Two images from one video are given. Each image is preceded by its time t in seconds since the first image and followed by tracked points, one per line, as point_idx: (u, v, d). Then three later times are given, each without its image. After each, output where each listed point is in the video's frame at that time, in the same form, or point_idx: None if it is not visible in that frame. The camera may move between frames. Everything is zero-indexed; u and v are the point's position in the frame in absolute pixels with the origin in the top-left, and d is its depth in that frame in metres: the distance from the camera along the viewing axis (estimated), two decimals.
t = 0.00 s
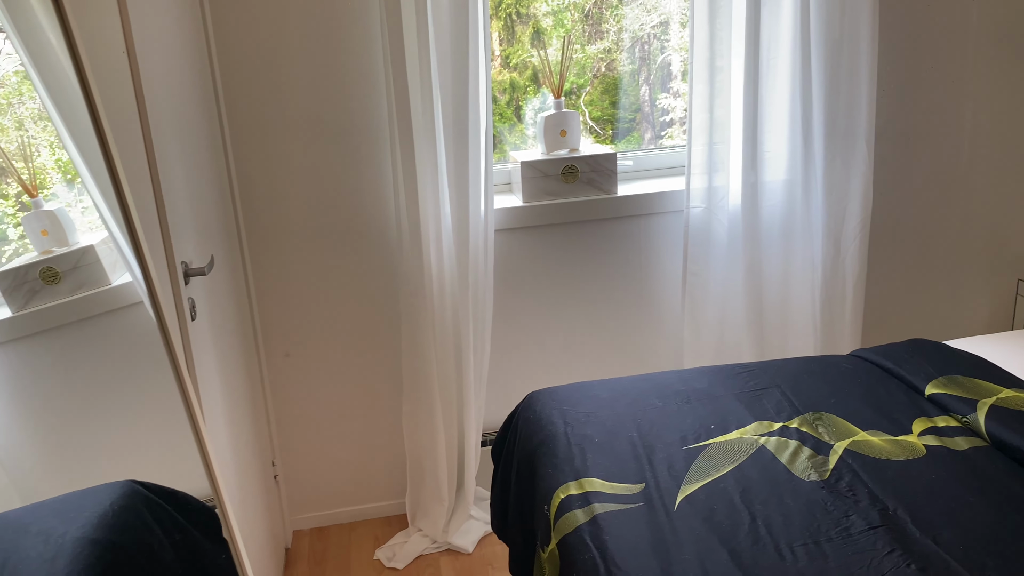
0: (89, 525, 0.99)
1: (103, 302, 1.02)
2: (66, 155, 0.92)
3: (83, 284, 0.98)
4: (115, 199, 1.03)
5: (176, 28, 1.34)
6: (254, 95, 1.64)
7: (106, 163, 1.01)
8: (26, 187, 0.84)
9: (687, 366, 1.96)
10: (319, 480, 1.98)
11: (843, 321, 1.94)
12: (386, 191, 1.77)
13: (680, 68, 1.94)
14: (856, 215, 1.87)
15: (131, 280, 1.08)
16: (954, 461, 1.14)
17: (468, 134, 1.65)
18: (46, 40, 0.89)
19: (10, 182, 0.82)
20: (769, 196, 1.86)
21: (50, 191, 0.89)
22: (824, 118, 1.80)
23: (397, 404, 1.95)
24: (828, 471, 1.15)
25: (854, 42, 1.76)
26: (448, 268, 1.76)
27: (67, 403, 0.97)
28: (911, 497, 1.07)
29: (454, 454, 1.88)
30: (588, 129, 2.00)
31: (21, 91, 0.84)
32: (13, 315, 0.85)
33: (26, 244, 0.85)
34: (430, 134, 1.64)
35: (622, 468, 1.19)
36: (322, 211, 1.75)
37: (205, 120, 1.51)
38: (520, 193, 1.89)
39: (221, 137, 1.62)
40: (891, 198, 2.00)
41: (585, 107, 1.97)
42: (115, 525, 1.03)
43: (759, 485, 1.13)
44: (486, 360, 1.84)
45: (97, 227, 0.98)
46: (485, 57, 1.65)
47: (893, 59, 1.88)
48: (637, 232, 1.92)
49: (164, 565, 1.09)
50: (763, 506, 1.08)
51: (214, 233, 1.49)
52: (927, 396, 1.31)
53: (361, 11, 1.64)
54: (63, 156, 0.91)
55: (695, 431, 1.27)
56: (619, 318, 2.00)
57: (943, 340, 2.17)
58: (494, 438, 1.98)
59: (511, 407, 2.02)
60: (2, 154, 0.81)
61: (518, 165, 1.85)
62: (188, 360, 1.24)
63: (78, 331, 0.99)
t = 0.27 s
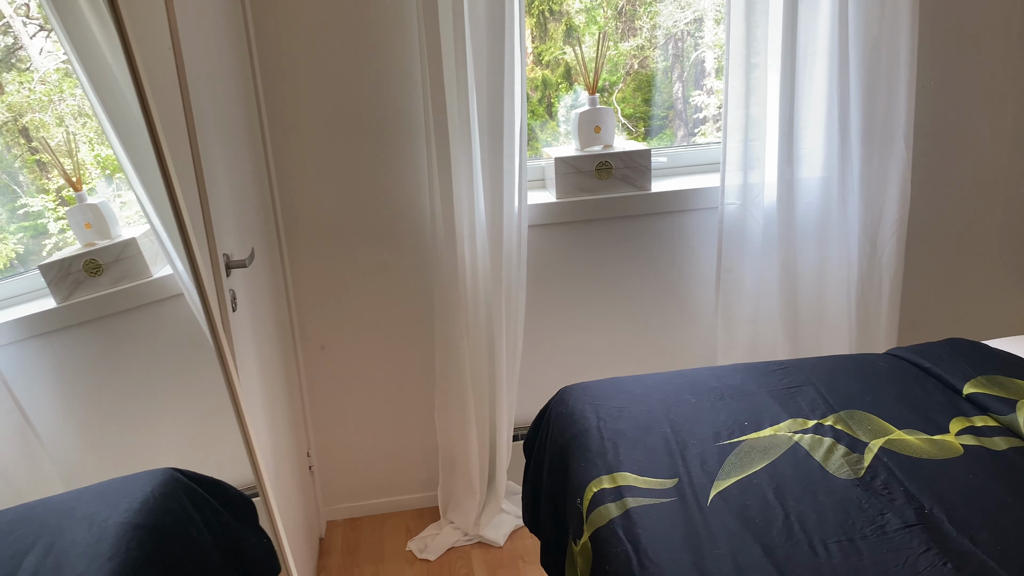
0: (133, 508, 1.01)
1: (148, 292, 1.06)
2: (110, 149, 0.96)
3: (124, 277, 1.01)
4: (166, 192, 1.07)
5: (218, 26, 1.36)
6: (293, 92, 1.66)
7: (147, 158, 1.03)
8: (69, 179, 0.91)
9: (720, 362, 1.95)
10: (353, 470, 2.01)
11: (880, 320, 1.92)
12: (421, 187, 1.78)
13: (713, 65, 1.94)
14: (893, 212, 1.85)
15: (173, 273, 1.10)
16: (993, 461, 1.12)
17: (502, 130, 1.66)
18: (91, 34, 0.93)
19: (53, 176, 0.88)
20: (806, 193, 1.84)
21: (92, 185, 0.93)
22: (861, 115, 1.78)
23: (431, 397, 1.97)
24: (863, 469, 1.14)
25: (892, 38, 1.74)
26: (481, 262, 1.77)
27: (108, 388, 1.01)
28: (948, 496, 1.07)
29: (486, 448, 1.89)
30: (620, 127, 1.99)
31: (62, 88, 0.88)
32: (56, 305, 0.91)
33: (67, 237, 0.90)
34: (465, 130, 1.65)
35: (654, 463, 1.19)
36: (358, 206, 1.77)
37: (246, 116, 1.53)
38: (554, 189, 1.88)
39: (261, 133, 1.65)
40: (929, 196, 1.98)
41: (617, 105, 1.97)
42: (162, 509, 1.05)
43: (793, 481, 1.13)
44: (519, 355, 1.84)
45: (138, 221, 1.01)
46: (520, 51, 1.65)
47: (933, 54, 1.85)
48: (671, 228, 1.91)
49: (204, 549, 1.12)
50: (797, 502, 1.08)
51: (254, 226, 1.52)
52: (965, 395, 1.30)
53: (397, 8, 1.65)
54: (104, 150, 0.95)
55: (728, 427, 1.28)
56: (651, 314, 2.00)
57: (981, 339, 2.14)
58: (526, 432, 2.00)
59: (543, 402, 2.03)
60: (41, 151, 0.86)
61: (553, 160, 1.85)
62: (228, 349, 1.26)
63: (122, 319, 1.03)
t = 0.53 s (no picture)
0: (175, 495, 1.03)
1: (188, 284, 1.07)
2: (148, 144, 0.97)
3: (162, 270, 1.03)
4: (213, 186, 1.07)
5: (258, 21, 1.37)
6: (330, 87, 1.67)
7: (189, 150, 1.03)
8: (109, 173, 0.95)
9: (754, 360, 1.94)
10: (387, 462, 2.03)
11: (919, 318, 1.90)
12: (456, 182, 1.79)
13: (748, 62, 1.92)
14: (934, 210, 1.82)
15: (212, 265, 1.10)
16: None
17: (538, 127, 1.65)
18: (134, 32, 0.94)
19: (92, 170, 0.93)
20: (844, 190, 1.82)
21: (132, 178, 0.96)
22: (902, 112, 1.76)
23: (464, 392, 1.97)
24: (902, 468, 1.13)
25: (936, 33, 1.70)
26: (515, 257, 1.76)
27: (146, 377, 1.04)
28: (990, 498, 1.05)
29: (518, 443, 1.89)
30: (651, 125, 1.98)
31: (100, 85, 0.91)
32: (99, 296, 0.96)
33: (105, 230, 0.95)
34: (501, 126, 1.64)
35: (690, 459, 1.19)
36: (393, 201, 1.78)
37: (285, 112, 1.54)
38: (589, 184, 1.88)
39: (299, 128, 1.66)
40: (970, 193, 1.95)
41: (650, 102, 1.95)
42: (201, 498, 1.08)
43: (830, 479, 1.12)
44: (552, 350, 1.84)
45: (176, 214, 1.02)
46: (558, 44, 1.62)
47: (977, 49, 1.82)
48: (707, 225, 1.90)
49: (246, 539, 1.13)
50: (834, 500, 1.07)
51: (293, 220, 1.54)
52: (1007, 395, 1.29)
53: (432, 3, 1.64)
54: (143, 146, 0.96)
55: (764, 425, 1.27)
56: (686, 311, 1.99)
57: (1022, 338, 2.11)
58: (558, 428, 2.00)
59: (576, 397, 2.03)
60: (81, 145, 0.92)
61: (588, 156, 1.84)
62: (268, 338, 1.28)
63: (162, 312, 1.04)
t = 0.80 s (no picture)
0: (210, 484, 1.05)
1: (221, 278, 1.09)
2: (183, 139, 0.99)
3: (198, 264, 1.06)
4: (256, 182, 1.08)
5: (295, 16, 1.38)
6: (364, 84, 1.67)
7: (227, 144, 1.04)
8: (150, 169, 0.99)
9: (789, 359, 1.92)
10: (418, 456, 2.04)
11: (958, 318, 1.86)
12: (489, 179, 1.77)
13: (782, 59, 1.89)
14: (976, 208, 1.78)
15: (246, 257, 1.11)
16: None
17: (573, 124, 1.62)
18: (177, 29, 0.95)
19: (128, 165, 0.99)
20: (883, 187, 1.80)
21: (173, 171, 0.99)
22: (943, 108, 1.72)
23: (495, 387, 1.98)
24: (941, 471, 1.11)
25: (980, 27, 1.66)
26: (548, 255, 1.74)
27: (185, 364, 1.09)
28: None
29: (548, 439, 1.88)
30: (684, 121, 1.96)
31: (136, 81, 0.95)
32: (135, 288, 1.02)
33: (142, 223, 1.01)
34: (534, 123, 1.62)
35: (724, 458, 1.18)
36: (426, 197, 1.78)
37: (320, 107, 1.55)
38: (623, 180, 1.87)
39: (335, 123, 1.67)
40: (1012, 191, 1.91)
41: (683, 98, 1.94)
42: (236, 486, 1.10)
43: (867, 481, 1.10)
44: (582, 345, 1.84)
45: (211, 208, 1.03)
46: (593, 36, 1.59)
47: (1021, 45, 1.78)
48: (743, 223, 1.87)
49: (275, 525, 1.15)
50: (871, 502, 1.06)
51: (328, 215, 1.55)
52: None
53: None
54: (178, 141, 0.99)
55: (800, 424, 1.25)
56: (719, 309, 1.97)
57: None
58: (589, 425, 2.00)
59: (607, 394, 2.03)
60: (118, 140, 0.98)
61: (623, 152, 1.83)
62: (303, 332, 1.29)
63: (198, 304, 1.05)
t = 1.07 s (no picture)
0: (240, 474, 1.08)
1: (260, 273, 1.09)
2: (215, 133, 0.98)
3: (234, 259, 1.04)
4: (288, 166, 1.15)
5: (330, 12, 1.38)
6: (397, 81, 1.67)
7: (260, 140, 1.08)
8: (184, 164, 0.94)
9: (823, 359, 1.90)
10: (447, 452, 2.05)
11: (997, 320, 1.83)
12: (521, 176, 1.77)
13: (816, 54, 1.87)
14: (1017, 209, 1.74)
15: (281, 253, 1.14)
16: None
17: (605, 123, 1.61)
18: (212, 25, 0.96)
19: (162, 159, 0.92)
20: (921, 187, 1.77)
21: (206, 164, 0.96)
22: (985, 107, 1.67)
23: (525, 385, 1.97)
24: (981, 476, 1.09)
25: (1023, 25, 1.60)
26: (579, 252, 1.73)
27: (208, 363, 1.02)
28: None
29: (578, 436, 1.88)
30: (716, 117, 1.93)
31: (170, 75, 0.90)
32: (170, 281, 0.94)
33: (174, 218, 0.93)
34: (568, 121, 1.61)
35: (757, 460, 1.17)
36: (457, 193, 1.78)
37: (354, 103, 1.55)
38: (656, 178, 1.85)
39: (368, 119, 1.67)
40: None
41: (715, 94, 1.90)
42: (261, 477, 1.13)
43: (904, 485, 1.09)
44: (613, 343, 1.82)
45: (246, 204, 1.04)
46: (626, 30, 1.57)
47: None
48: (777, 222, 1.85)
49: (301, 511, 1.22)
50: (908, 506, 1.04)
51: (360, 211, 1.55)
52: None
53: None
54: (211, 135, 0.97)
55: (835, 427, 1.24)
56: (752, 308, 1.95)
57: None
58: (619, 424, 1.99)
59: (637, 393, 2.02)
60: (152, 134, 0.90)
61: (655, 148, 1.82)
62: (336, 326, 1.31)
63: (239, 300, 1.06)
